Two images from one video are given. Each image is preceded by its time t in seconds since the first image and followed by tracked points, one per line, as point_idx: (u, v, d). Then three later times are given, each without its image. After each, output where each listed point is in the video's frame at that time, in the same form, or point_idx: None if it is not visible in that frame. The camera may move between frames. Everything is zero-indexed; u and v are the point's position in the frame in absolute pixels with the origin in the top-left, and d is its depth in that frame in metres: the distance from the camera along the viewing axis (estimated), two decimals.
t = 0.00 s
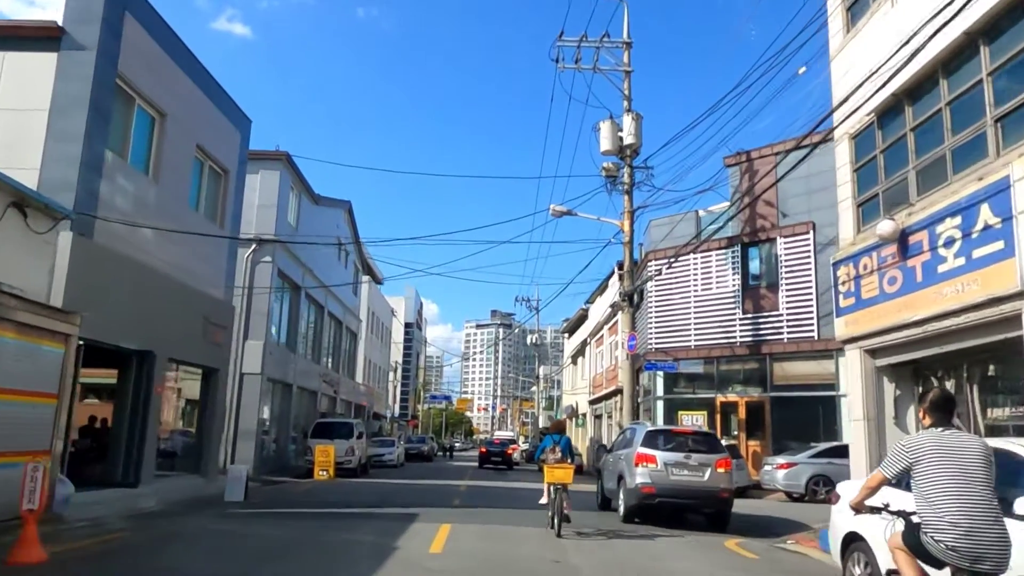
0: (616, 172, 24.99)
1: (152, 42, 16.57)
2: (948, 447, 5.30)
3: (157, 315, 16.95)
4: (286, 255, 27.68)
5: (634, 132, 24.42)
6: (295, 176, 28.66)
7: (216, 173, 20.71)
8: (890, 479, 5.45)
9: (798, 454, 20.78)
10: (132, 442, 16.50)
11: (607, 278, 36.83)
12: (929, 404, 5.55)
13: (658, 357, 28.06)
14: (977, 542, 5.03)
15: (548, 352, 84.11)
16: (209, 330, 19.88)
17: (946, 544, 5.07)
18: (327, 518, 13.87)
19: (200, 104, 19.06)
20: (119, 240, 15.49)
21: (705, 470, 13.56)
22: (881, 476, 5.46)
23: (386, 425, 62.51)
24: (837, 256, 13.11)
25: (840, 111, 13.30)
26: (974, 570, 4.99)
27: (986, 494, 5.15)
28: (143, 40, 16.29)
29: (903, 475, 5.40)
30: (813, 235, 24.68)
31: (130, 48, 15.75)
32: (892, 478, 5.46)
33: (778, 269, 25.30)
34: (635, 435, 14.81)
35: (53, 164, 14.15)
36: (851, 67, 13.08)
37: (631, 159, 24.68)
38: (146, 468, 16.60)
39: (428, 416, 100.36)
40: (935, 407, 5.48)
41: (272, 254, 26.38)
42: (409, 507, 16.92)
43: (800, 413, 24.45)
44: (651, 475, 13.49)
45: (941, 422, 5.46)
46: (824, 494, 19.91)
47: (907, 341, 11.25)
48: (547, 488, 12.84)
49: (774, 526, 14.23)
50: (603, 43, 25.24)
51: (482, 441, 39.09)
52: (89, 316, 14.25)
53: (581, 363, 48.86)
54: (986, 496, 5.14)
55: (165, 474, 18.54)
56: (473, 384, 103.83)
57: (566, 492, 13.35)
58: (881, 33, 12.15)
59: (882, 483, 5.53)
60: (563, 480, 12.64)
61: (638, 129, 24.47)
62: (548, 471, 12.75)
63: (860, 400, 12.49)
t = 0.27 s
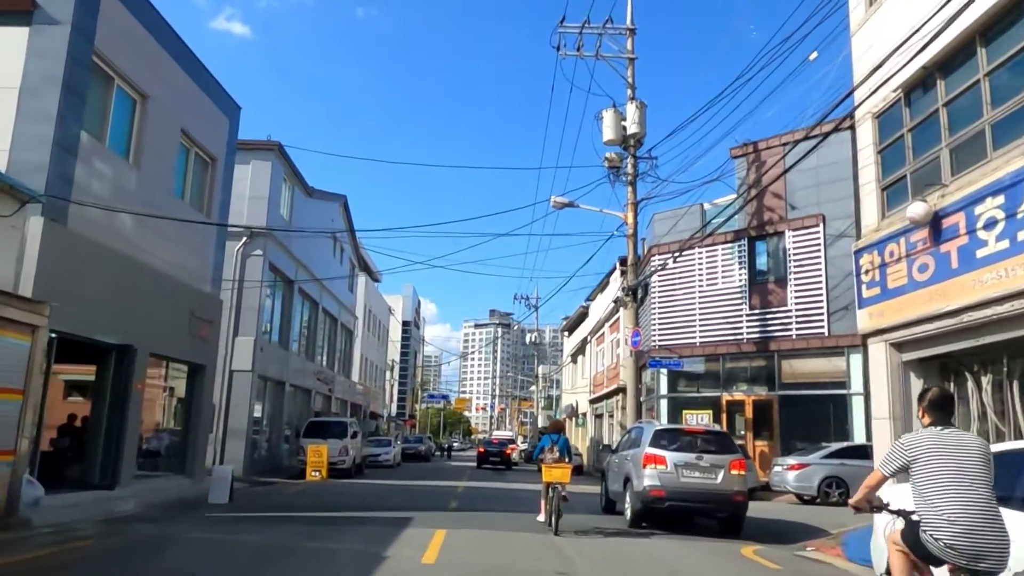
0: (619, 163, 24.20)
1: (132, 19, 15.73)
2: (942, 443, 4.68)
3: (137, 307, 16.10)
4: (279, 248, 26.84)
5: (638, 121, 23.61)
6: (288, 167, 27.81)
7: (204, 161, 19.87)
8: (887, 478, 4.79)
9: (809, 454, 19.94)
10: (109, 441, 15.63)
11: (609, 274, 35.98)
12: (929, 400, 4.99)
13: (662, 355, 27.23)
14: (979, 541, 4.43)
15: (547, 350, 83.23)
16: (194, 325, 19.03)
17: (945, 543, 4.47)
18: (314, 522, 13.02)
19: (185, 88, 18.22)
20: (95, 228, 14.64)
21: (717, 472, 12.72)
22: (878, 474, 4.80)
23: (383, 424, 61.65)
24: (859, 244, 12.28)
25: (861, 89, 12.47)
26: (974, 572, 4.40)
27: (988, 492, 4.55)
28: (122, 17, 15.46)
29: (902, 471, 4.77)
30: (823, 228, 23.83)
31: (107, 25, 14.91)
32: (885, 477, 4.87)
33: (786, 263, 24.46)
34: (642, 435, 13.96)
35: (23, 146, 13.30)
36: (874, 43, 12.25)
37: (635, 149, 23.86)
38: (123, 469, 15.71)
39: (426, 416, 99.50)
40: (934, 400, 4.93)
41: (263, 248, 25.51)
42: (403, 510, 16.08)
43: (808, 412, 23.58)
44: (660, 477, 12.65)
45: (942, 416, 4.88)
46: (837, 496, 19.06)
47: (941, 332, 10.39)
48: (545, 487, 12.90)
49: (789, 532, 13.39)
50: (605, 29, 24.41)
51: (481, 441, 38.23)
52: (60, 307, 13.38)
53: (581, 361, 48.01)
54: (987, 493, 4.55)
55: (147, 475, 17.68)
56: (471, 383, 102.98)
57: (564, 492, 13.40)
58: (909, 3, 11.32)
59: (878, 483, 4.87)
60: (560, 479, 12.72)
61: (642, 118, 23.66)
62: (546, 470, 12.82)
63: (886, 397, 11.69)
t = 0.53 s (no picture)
0: (622, 155, 23.47)
1: None
2: (942, 444, 4.66)
3: (118, 300, 15.36)
4: (271, 243, 26.10)
5: (642, 110, 22.90)
6: (281, 160, 27.01)
7: (192, 150, 19.15)
8: (892, 478, 4.79)
9: (820, 455, 19.21)
10: (87, 441, 14.89)
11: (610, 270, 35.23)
12: (944, 398, 4.86)
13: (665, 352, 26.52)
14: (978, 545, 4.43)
15: (546, 349, 82.52)
16: (179, 320, 18.27)
17: (944, 547, 4.48)
18: (303, 527, 12.30)
19: (169, 72, 17.50)
20: (73, 216, 13.93)
21: (730, 474, 11.99)
22: (884, 475, 4.80)
23: (380, 424, 60.91)
24: (880, 232, 11.55)
25: (882, 68, 11.76)
26: None
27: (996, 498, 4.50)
28: None
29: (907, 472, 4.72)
30: (832, 222, 23.08)
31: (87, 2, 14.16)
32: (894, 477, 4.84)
33: (794, 258, 23.74)
34: (649, 435, 13.22)
35: None
36: (897, 18, 11.53)
37: (638, 140, 23.15)
38: (100, 470, 14.95)
39: (423, 415, 98.83)
40: (942, 401, 4.83)
41: (255, 241, 24.73)
42: (397, 514, 15.34)
43: (817, 412, 22.86)
44: (669, 479, 11.92)
45: (949, 415, 4.79)
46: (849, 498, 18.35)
47: (977, 325, 9.63)
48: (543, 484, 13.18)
49: (804, 537, 12.67)
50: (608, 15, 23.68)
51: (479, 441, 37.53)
52: (33, 299, 12.64)
53: (581, 360, 47.30)
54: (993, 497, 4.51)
55: (130, 476, 16.94)
56: (469, 382, 102.30)
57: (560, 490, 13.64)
58: None
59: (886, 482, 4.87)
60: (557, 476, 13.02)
61: (646, 108, 22.94)
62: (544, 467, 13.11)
63: (912, 395, 10.96)
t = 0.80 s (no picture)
0: (624, 147, 22.72)
1: None
2: (935, 445, 4.66)
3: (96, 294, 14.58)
4: (264, 238, 25.35)
5: (645, 100, 22.16)
6: (274, 153, 26.25)
7: (178, 139, 18.39)
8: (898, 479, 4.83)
9: (831, 456, 18.46)
10: (62, 442, 14.11)
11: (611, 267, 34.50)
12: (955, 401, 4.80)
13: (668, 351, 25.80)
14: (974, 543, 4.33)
15: (545, 349, 81.78)
16: (163, 315, 17.49)
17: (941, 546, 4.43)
18: (288, 534, 11.54)
19: (153, 57, 16.73)
20: (46, 204, 13.14)
21: (744, 477, 11.26)
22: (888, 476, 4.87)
23: (377, 425, 60.16)
24: (904, 219, 10.82)
25: (904, 45, 11.06)
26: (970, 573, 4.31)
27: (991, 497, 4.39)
28: None
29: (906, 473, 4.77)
30: (841, 216, 22.37)
31: None
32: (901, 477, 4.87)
33: (802, 253, 23.03)
34: (657, 435, 12.48)
35: None
36: None
37: (641, 131, 22.42)
38: (76, 473, 14.18)
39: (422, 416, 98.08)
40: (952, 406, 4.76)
41: (246, 236, 23.97)
42: (390, 518, 14.58)
43: (827, 412, 22.12)
44: (680, 483, 11.18)
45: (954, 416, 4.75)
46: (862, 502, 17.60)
47: (1010, 316, 9.02)
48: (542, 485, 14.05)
49: (821, 544, 11.92)
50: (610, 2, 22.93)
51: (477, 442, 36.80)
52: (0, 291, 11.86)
53: (581, 359, 46.57)
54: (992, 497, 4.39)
55: (110, 480, 16.17)
56: (468, 383, 101.56)
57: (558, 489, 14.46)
58: None
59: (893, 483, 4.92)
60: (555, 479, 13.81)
61: (649, 97, 22.20)
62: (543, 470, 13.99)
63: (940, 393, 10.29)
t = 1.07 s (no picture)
0: (627, 136, 21.87)
1: None
2: (960, 447, 4.74)
3: (67, 286, 13.67)
4: (253, 232, 24.44)
5: (650, 87, 21.31)
6: (264, 145, 25.33)
7: (161, 125, 17.51)
8: (916, 478, 4.94)
9: (845, 458, 17.60)
10: (31, 444, 13.22)
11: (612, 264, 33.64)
12: (971, 403, 4.97)
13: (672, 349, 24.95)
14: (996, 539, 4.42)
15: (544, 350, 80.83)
16: (143, 310, 16.56)
17: (962, 542, 4.54)
18: (268, 543, 10.66)
19: (132, 37, 15.85)
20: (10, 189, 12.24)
21: (763, 481, 10.40)
22: (908, 476, 4.98)
23: (374, 426, 59.23)
24: (939, 201, 11.17)
25: (938, 17, 11.32)
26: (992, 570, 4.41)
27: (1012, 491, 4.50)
28: None
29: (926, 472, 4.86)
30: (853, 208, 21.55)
31: None
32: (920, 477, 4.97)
33: (812, 247, 22.19)
34: (667, 436, 11.60)
35: None
36: None
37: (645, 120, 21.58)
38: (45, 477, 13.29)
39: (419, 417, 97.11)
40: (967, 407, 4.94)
41: (234, 230, 23.08)
42: (381, 525, 13.67)
43: (838, 411, 21.27)
44: (694, 488, 10.30)
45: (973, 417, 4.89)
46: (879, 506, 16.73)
47: None
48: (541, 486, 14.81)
49: (845, 554, 11.05)
50: None
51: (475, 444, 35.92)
52: None
53: (581, 359, 45.65)
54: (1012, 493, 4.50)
55: (86, 483, 15.29)
56: (465, 384, 100.56)
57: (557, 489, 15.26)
58: None
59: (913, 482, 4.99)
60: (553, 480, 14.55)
61: (654, 84, 21.36)
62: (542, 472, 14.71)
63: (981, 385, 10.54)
